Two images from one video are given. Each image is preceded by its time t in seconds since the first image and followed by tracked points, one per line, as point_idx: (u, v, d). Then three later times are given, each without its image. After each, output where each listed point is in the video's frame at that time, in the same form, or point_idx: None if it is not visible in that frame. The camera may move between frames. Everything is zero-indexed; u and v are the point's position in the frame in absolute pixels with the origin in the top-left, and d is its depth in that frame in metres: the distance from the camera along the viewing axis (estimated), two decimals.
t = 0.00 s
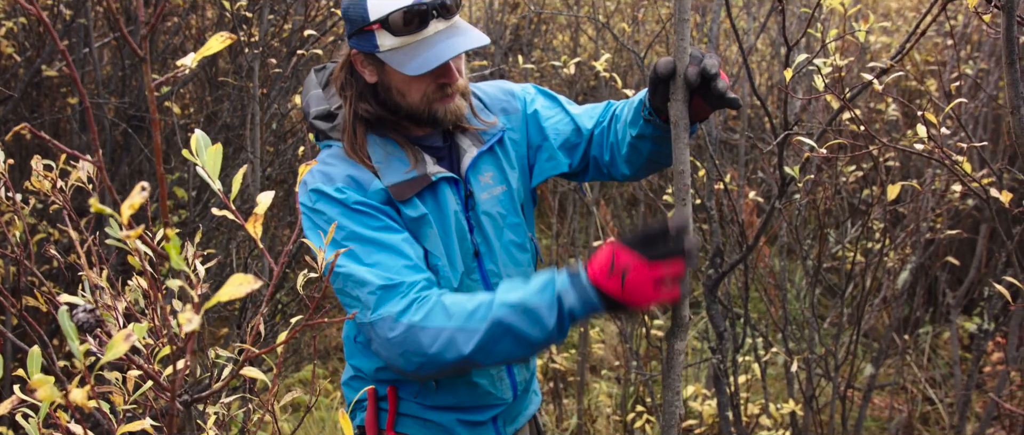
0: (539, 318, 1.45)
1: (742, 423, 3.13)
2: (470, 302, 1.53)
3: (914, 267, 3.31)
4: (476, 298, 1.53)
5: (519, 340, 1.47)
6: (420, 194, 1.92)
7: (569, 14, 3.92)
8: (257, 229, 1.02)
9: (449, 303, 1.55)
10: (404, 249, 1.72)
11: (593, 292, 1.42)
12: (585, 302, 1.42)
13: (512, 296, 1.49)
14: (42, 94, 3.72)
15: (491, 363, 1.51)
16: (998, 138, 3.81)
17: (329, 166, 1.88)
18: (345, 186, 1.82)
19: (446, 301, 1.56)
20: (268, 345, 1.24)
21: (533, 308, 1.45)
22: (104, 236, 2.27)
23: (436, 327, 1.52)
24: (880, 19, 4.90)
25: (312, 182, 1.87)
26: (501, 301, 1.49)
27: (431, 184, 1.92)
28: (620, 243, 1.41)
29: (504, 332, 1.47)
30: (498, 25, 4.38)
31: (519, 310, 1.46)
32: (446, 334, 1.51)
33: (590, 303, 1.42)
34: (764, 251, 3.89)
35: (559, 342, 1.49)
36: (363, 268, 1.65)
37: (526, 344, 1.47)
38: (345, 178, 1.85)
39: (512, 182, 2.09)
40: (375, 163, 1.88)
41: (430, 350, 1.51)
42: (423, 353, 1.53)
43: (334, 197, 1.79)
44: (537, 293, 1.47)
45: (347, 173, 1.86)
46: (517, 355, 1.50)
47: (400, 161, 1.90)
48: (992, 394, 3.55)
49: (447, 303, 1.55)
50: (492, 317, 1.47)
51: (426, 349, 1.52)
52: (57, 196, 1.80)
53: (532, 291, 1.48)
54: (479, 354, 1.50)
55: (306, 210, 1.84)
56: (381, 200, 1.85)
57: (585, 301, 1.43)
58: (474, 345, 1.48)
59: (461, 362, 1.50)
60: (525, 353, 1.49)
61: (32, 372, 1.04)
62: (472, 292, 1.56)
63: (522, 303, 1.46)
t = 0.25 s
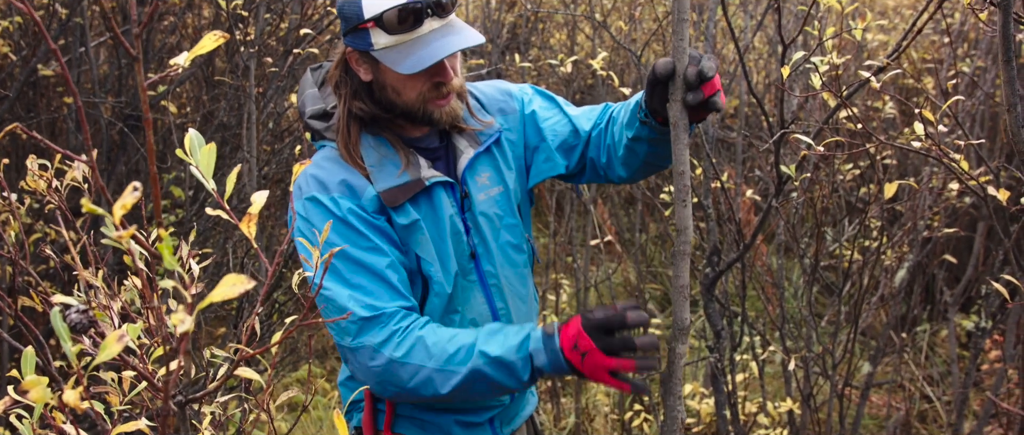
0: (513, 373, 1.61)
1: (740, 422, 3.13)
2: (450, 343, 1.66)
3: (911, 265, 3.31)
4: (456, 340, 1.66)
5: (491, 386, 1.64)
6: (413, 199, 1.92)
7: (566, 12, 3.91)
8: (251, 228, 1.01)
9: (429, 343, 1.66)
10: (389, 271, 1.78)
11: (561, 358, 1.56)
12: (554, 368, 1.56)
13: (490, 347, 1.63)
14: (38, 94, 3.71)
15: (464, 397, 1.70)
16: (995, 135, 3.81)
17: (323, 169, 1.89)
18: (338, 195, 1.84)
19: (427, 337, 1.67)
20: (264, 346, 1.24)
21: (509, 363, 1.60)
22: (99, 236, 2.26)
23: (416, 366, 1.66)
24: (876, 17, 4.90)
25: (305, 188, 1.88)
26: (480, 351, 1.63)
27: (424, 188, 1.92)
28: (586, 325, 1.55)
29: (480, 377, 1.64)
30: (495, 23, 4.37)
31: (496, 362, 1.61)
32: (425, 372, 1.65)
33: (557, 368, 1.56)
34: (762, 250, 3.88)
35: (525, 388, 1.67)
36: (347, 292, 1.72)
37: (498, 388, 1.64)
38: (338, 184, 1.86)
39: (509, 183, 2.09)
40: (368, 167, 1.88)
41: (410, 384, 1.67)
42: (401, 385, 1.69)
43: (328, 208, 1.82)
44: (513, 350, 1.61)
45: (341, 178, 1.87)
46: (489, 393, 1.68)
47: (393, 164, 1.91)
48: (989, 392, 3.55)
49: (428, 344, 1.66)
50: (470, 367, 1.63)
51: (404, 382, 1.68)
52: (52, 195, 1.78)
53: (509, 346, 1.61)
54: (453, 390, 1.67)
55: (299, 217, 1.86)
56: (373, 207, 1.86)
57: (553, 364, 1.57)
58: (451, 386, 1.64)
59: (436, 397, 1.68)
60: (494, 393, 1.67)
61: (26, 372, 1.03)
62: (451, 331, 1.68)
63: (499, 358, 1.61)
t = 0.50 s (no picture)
0: (509, 348, 1.61)
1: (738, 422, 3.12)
2: (444, 328, 1.66)
3: (909, 265, 3.30)
4: (450, 324, 1.66)
5: (491, 367, 1.63)
6: (408, 198, 1.93)
7: (564, 13, 3.91)
8: (244, 230, 1.01)
9: (424, 330, 1.66)
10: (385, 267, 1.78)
11: (560, 327, 1.56)
12: (552, 337, 1.56)
13: (483, 325, 1.63)
14: (35, 95, 3.70)
15: (466, 384, 1.68)
16: (994, 135, 3.80)
17: (318, 169, 1.89)
18: (333, 194, 1.84)
19: (422, 325, 1.67)
20: (258, 347, 1.24)
21: (504, 339, 1.60)
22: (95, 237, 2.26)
23: (414, 355, 1.65)
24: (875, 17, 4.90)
25: (300, 188, 1.88)
26: (474, 331, 1.63)
27: (419, 187, 1.93)
28: (593, 292, 1.53)
29: (478, 359, 1.63)
30: (493, 24, 4.37)
31: (490, 340, 1.61)
32: (424, 360, 1.65)
33: (556, 338, 1.56)
34: (760, 250, 3.88)
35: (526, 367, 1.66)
36: (344, 289, 1.72)
37: (498, 368, 1.63)
38: (332, 184, 1.86)
39: (505, 184, 2.09)
40: (361, 166, 1.88)
41: (409, 375, 1.66)
42: (401, 378, 1.68)
43: (322, 206, 1.82)
44: (507, 324, 1.61)
45: (334, 176, 1.87)
46: (490, 376, 1.67)
47: (387, 163, 1.90)
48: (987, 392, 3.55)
49: (422, 331, 1.66)
50: (466, 347, 1.62)
51: (403, 375, 1.67)
52: (48, 197, 1.78)
53: (503, 321, 1.61)
54: (454, 377, 1.66)
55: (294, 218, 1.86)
56: (367, 206, 1.86)
57: (551, 334, 1.57)
58: (451, 371, 1.64)
59: (437, 386, 1.66)
60: (495, 376, 1.66)
61: (20, 375, 1.03)
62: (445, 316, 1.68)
63: (494, 334, 1.60)
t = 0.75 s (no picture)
0: (473, 376, 1.55)
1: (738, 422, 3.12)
2: (411, 342, 1.60)
3: (909, 264, 3.30)
4: (418, 340, 1.60)
5: (457, 388, 1.58)
6: (406, 195, 1.93)
7: (563, 13, 3.91)
8: (239, 231, 1.01)
9: (392, 343, 1.61)
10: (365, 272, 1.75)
11: (519, 376, 1.50)
12: (510, 377, 1.51)
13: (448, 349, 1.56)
14: (35, 97, 3.70)
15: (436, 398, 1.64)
16: (994, 134, 3.80)
17: (314, 167, 1.90)
18: (326, 191, 1.84)
19: (392, 337, 1.61)
20: (254, 348, 1.24)
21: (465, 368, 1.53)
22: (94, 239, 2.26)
23: (382, 366, 1.62)
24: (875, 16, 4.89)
25: (295, 185, 1.88)
26: (438, 354, 1.57)
27: (416, 185, 1.94)
28: (546, 361, 1.44)
29: (443, 381, 1.58)
30: (492, 24, 4.37)
31: (454, 365, 1.54)
32: (390, 373, 1.61)
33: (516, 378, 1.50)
34: (760, 250, 3.88)
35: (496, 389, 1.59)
36: (330, 289, 1.73)
37: (464, 390, 1.58)
38: (326, 180, 1.86)
39: (503, 183, 2.10)
40: (359, 165, 1.90)
41: (378, 383, 1.64)
42: (374, 384, 1.66)
43: (314, 203, 1.83)
44: (472, 352, 1.53)
45: (331, 174, 1.87)
46: (458, 394, 1.61)
47: (385, 162, 1.92)
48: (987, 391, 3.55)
49: (390, 343, 1.60)
50: (429, 369, 1.56)
51: (375, 382, 1.65)
52: (47, 198, 1.78)
53: (469, 349, 1.54)
54: (421, 392, 1.61)
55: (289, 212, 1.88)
56: (363, 203, 1.86)
57: (513, 372, 1.50)
58: (415, 388, 1.59)
59: (406, 398, 1.63)
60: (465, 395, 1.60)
61: (18, 376, 1.03)
62: (415, 330, 1.62)
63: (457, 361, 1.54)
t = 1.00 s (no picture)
0: (483, 351, 1.59)
1: (740, 419, 3.12)
2: (418, 328, 1.63)
3: (911, 261, 3.29)
4: (425, 325, 1.63)
5: (467, 367, 1.61)
6: (403, 195, 1.93)
7: (565, 10, 3.90)
8: (236, 229, 1.01)
9: (399, 330, 1.64)
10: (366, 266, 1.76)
11: (531, 334, 1.51)
12: (522, 343, 1.53)
13: (458, 327, 1.60)
14: (37, 95, 3.71)
15: (444, 385, 1.67)
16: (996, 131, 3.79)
17: (312, 165, 1.89)
18: (324, 189, 1.84)
19: (397, 325, 1.64)
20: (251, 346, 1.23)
21: (477, 342, 1.57)
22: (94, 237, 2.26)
23: (388, 356, 1.63)
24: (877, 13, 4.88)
25: (293, 183, 1.88)
26: (449, 332, 1.61)
27: (415, 183, 1.93)
28: (560, 299, 1.46)
29: (452, 361, 1.61)
30: (494, 21, 4.36)
31: (465, 343, 1.59)
32: (398, 360, 1.63)
33: (527, 343, 1.53)
34: (762, 247, 3.88)
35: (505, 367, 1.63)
36: (328, 287, 1.72)
37: (474, 370, 1.61)
38: (324, 178, 1.86)
39: (503, 181, 2.10)
40: (357, 163, 1.90)
41: (385, 375, 1.65)
42: (378, 377, 1.67)
43: (311, 202, 1.82)
44: (481, 326, 1.58)
45: (328, 172, 1.87)
46: (466, 378, 1.65)
47: (383, 160, 1.92)
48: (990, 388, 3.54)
49: (397, 330, 1.64)
50: (440, 349, 1.60)
51: (379, 374, 1.66)
52: (47, 196, 1.78)
53: (477, 324, 1.59)
54: (430, 378, 1.64)
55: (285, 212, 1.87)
56: (360, 202, 1.86)
57: (522, 339, 1.53)
58: (425, 372, 1.62)
59: (413, 386, 1.65)
60: (474, 377, 1.64)
61: (16, 375, 1.03)
62: (420, 316, 1.65)
63: (467, 336, 1.58)
